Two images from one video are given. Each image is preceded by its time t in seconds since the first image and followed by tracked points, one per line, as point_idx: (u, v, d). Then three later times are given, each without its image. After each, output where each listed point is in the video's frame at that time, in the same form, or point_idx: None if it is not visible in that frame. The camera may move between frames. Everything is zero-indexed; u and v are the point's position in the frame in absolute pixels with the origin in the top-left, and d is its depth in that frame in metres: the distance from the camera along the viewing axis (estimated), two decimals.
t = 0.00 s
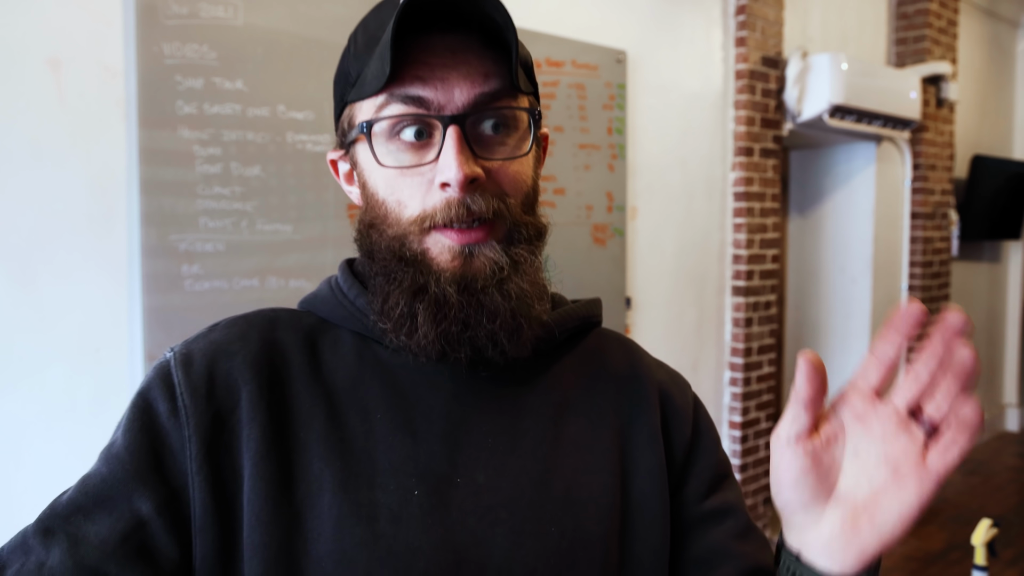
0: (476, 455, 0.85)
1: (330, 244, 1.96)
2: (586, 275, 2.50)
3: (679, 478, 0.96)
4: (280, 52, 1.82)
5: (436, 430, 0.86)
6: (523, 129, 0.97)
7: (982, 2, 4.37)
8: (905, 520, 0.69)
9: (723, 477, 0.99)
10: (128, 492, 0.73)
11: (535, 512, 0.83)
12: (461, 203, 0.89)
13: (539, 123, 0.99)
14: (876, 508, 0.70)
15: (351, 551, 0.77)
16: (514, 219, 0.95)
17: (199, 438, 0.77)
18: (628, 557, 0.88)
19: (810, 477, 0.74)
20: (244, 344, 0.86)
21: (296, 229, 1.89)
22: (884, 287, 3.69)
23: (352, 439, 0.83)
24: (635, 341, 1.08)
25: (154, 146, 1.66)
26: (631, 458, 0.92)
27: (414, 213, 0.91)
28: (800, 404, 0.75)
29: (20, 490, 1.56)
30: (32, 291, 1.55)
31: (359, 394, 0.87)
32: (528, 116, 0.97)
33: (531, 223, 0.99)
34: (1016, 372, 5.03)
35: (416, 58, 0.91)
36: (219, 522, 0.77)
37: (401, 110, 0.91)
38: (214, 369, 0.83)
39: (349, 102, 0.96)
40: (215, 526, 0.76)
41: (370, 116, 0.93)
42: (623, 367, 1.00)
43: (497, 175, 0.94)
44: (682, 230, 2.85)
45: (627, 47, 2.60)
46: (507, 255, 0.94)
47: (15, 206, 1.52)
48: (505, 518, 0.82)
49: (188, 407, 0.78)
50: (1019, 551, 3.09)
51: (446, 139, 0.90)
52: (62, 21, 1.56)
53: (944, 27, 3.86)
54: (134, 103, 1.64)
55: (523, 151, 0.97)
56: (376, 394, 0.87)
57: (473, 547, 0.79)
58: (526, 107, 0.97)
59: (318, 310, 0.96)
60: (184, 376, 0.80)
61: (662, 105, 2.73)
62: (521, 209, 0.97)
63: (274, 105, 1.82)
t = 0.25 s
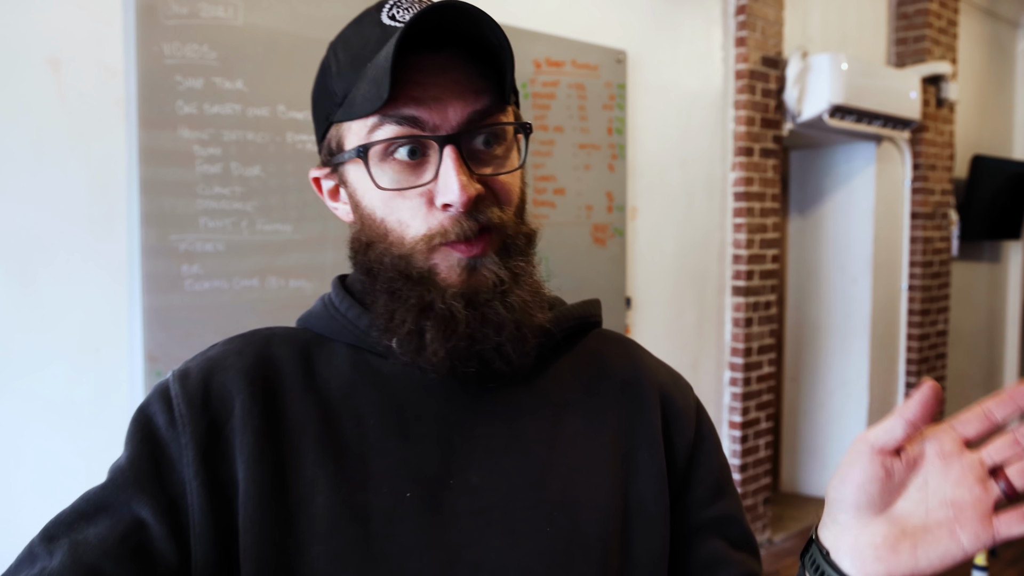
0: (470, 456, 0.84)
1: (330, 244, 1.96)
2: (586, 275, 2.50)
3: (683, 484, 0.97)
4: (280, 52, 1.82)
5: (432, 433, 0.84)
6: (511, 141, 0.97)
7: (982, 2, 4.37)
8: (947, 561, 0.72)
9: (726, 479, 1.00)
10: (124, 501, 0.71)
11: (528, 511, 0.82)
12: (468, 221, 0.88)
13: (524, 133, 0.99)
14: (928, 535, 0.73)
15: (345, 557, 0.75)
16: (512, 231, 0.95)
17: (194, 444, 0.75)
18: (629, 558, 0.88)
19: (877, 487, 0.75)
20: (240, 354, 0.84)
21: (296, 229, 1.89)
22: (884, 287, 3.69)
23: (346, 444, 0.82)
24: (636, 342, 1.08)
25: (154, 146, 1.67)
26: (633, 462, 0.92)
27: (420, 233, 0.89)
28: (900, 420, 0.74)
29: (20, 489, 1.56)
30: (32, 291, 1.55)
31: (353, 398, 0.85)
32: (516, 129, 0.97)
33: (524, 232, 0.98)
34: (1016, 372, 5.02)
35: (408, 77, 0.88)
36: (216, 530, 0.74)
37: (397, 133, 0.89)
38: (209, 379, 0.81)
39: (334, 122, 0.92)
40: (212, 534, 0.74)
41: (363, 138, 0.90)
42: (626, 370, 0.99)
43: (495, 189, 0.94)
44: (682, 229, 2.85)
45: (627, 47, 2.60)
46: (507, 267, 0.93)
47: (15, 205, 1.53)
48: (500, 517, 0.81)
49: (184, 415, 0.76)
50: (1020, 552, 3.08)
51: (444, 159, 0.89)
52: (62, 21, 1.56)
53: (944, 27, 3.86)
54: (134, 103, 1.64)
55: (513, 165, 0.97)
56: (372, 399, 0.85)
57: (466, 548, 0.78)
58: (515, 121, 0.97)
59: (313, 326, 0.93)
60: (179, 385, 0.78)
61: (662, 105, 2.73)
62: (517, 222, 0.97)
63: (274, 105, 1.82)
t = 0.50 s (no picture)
0: (462, 461, 0.82)
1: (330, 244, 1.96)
2: (586, 275, 2.50)
3: (676, 480, 0.96)
4: (280, 53, 1.82)
5: (420, 440, 0.82)
6: (495, 132, 0.93)
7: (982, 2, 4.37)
8: None
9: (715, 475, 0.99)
10: (110, 544, 0.72)
11: (525, 517, 0.80)
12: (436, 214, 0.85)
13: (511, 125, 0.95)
14: None
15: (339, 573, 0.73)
16: (492, 228, 0.91)
17: (172, 480, 0.74)
18: (629, 556, 0.86)
19: (864, 527, 0.76)
20: (210, 374, 0.82)
21: (296, 229, 1.89)
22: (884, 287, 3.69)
23: (333, 455, 0.80)
24: (627, 331, 1.06)
25: (154, 146, 1.67)
26: (626, 455, 0.90)
27: (389, 224, 0.86)
28: (893, 462, 0.75)
29: (20, 490, 1.56)
30: (32, 291, 1.55)
31: (336, 407, 0.83)
32: (499, 119, 0.93)
33: (507, 228, 0.95)
34: (1016, 372, 5.03)
35: (383, 62, 0.85)
36: (206, 559, 0.74)
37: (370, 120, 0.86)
38: (181, 406, 0.79)
39: (312, 108, 0.90)
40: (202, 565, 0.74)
41: (338, 126, 0.88)
42: (616, 361, 0.98)
43: (473, 183, 0.90)
44: (683, 229, 2.85)
45: (627, 47, 2.59)
46: (483, 264, 0.90)
47: (15, 206, 1.53)
48: (497, 524, 0.79)
49: (156, 450, 0.74)
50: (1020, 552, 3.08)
51: (417, 149, 0.86)
52: (62, 21, 1.56)
53: (944, 27, 3.86)
54: (134, 103, 1.64)
55: (495, 156, 0.92)
56: (355, 409, 0.83)
57: (465, 557, 0.77)
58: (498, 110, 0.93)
59: (289, 328, 0.91)
60: (150, 418, 0.76)
61: (662, 105, 2.73)
62: (496, 216, 0.93)
63: (274, 105, 1.82)
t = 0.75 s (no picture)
0: (453, 469, 0.79)
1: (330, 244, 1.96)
2: (586, 275, 2.50)
3: (674, 487, 0.94)
4: (279, 53, 1.82)
5: (411, 447, 0.79)
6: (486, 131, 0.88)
7: (982, 2, 4.37)
8: None
9: (713, 481, 0.97)
10: (103, 553, 0.73)
11: (517, 526, 0.77)
12: (423, 217, 0.80)
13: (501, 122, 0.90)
14: None
15: None
16: (481, 235, 0.85)
17: (160, 491, 0.73)
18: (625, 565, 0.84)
19: None
20: (200, 381, 0.80)
21: (296, 229, 1.89)
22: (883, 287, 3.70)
23: (322, 464, 0.77)
24: (625, 332, 1.02)
25: (154, 146, 1.66)
26: (625, 460, 0.87)
27: (375, 228, 0.82)
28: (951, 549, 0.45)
29: (19, 489, 1.56)
30: (31, 291, 1.55)
31: (326, 414, 0.80)
32: (491, 117, 0.88)
33: (497, 231, 0.89)
34: (1016, 372, 5.03)
35: (369, 62, 0.82)
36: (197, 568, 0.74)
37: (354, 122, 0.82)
38: (169, 414, 0.77)
39: (297, 111, 0.86)
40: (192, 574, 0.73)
41: (322, 128, 0.84)
42: (614, 362, 0.94)
43: (463, 184, 0.85)
44: (683, 229, 2.85)
45: (627, 47, 2.59)
46: (472, 270, 0.84)
47: (14, 205, 1.53)
48: (486, 533, 0.76)
49: (143, 461, 0.74)
50: (1020, 552, 3.08)
51: (404, 149, 0.81)
52: (62, 21, 1.56)
53: (944, 27, 3.86)
54: (134, 103, 1.64)
55: (487, 157, 0.88)
56: (345, 415, 0.80)
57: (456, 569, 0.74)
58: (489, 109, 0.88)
59: (280, 334, 0.88)
60: (139, 427, 0.75)
61: (662, 105, 2.73)
62: (487, 222, 0.87)
63: (274, 105, 1.82)
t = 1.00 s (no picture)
0: (451, 479, 0.78)
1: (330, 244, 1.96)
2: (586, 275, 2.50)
3: (670, 484, 0.95)
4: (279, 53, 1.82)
5: (407, 457, 0.79)
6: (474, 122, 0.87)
7: (982, 2, 4.37)
8: None
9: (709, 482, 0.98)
10: None
11: (516, 537, 0.77)
12: (407, 212, 0.80)
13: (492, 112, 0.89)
14: None
15: None
16: (473, 230, 0.85)
17: (158, 511, 0.72)
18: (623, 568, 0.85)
19: None
20: (188, 393, 0.78)
21: (296, 229, 1.89)
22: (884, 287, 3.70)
23: (317, 475, 0.76)
24: (624, 323, 1.04)
25: (154, 146, 1.67)
26: (623, 461, 0.88)
27: (360, 224, 0.82)
28: None
29: (19, 488, 1.56)
30: (31, 291, 1.56)
31: (320, 423, 0.80)
32: (479, 106, 0.87)
33: (491, 228, 0.89)
34: (1017, 372, 5.03)
35: (348, 53, 0.81)
36: None
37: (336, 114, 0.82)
38: (160, 430, 0.76)
39: (279, 105, 0.86)
40: None
41: (304, 121, 0.84)
42: (611, 360, 0.95)
43: (451, 180, 0.84)
44: (683, 229, 2.85)
45: (627, 47, 2.60)
46: (466, 267, 0.84)
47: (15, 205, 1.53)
48: (487, 543, 0.76)
49: (139, 482, 0.73)
50: (1020, 552, 3.08)
51: (388, 142, 0.81)
52: (62, 21, 1.56)
53: (944, 27, 3.86)
54: (134, 103, 1.64)
55: (476, 147, 0.87)
56: (340, 425, 0.80)
57: None
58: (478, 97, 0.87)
59: (270, 335, 0.88)
60: (130, 447, 0.74)
61: (662, 105, 2.73)
62: (478, 215, 0.87)
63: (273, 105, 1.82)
